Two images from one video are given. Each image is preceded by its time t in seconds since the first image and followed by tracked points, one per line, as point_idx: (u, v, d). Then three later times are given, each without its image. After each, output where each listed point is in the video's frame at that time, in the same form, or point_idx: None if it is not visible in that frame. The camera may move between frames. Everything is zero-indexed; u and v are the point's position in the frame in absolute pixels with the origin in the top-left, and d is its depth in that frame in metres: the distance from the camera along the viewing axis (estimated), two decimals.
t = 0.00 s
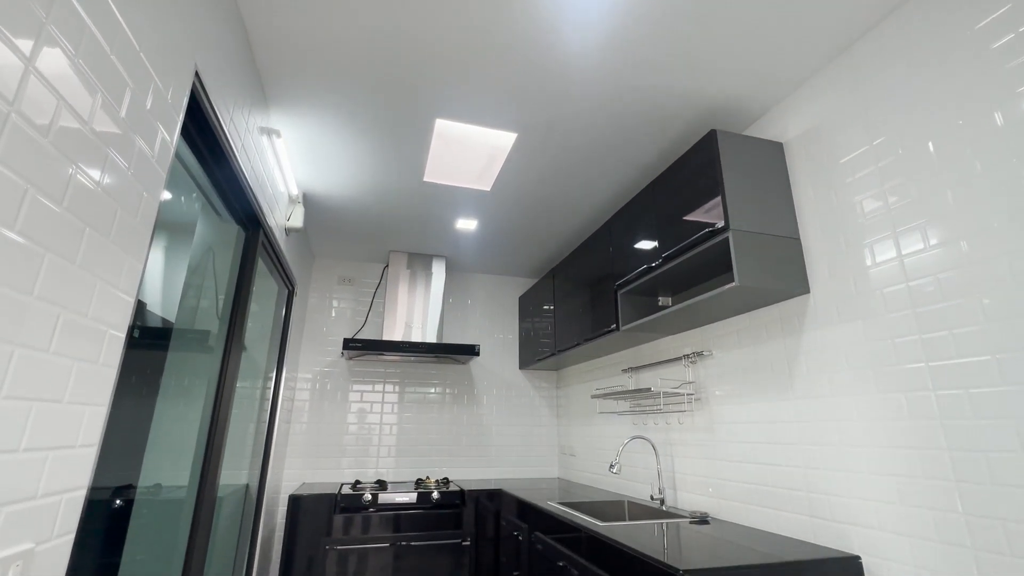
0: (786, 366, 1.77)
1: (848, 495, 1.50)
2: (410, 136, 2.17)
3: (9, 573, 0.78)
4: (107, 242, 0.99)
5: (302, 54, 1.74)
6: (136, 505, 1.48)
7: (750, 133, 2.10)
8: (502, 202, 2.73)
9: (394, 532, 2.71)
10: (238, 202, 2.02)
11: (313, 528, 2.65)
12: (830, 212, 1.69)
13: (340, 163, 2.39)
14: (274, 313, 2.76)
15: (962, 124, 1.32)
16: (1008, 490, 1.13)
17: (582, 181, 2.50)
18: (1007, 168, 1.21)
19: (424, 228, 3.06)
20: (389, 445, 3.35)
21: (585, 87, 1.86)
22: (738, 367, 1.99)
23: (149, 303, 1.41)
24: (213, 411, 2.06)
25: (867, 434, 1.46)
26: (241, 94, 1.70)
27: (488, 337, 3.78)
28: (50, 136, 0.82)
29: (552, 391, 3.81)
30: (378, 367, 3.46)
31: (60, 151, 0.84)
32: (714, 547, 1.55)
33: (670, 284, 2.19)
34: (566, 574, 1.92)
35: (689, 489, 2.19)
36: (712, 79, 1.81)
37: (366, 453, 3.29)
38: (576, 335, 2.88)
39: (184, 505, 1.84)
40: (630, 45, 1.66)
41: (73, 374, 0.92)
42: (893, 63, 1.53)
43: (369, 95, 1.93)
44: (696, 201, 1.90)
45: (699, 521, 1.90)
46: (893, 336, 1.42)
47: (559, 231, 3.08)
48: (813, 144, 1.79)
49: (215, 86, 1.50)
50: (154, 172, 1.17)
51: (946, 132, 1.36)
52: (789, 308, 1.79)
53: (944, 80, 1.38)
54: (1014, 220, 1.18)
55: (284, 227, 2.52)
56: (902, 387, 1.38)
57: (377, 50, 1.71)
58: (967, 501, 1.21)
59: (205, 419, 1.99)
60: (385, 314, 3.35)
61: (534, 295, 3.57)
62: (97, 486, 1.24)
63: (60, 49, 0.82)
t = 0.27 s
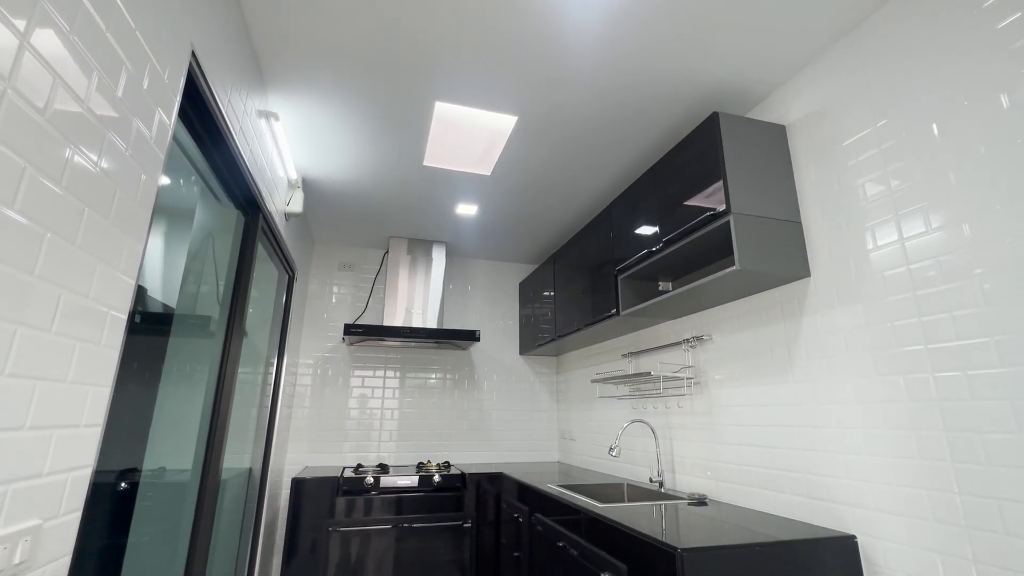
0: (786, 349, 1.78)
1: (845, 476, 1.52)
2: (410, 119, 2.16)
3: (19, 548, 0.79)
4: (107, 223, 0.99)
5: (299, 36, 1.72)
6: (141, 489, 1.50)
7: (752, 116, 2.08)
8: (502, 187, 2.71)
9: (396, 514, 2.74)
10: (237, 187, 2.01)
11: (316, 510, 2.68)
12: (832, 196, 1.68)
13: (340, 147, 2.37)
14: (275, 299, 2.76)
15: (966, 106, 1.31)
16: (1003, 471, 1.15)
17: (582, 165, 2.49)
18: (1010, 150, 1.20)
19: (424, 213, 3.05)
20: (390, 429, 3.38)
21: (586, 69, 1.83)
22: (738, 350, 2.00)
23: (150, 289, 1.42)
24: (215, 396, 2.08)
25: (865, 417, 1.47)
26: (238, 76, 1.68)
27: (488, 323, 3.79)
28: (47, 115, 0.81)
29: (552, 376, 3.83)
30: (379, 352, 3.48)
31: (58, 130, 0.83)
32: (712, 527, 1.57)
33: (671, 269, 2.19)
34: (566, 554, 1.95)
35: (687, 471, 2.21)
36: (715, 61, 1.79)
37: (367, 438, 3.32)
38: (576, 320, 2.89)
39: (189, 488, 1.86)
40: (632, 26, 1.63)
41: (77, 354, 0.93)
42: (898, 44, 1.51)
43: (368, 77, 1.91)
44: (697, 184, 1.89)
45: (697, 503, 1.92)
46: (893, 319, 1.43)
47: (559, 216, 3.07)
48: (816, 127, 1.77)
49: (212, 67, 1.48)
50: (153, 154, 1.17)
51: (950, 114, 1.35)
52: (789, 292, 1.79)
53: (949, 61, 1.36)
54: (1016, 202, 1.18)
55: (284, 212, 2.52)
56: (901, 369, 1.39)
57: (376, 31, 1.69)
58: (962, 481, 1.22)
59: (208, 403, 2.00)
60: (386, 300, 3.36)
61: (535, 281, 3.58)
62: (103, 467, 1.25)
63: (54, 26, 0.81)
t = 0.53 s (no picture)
0: (785, 334, 1.78)
1: (841, 458, 1.53)
2: (408, 103, 2.14)
3: (26, 526, 0.81)
4: (105, 206, 0.99)
5: (296, 17, 1.69)
6: (145, 473, 1.52)
7: (755, 100, 2.06)
8: (502, 173, 2.70)
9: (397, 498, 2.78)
10: (235, 172, 2.00)
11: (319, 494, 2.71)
12: (834, 180, 1.67)
13: (338, 132, 2.36)
14: (275, 285, 2.77)
15: (969, 89, 1.30)
16: (998, 453, 1.16)
17: (583, 150, 2.47)
18: (1014, 133, 1.19)
19: (424, 199, 3.04)
20: (391, 415, 3.40)
21: (586, 52, 1.81)
22: (738, 336, 2.01)
23: (150, 276, 1.42)
24: (217, 382, 2.09)
25: (863, 400, 1.48)
26: (235, 59, 1.66)
27: (488, 309, 3.80)
28: (42, 95, 0.80)
29: (552, 362, 3.85)
30: (380, 339, 3.49)
31: (54, 110, 0.83)
32: (710, 509, 1.59)
33: (671, 254, 2.19)
34: (566, 536, 1.97)
35: (686, 456, 2.23)
36: (717, 44, 1.77)
37: (369, 423, 3.35)
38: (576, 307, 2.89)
39: (193, 472, 1.89)
40: (633, 7, 1.61)
41: (78, 336, 0.93)
42: (903, 26, 1.48)
43: (366, 61, 1.89)
44: (698, 169, 1.88)
45: (695, 486, 1.94)
46: (892, 303, 1.43)
47: (560, 202, 3.06)
48: (819, 111, 1.75)
49: (208, 49, 1.46)
50: (150, 136, 1.16)
51: (954, 97, 1.33)
52: (789, 277, 1.79)
53: (954, 43, 1.34)
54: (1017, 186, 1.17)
55: (283, 198, 2.51)
56: (899, 353, 1.40)
57: (373, 13, 1.66)
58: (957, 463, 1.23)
59: (210, 389, 2.02)
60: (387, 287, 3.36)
61: (535, 268, 3.57)
62: (107, 449, 1.26)
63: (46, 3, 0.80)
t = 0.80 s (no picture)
0: (785, 317, 1.79)
1: (838, 439, 1.55)
2: (407, 85, 2.11)
3: (33, 502, 0.82)
4: (104, 186, 0.98)
5: None
6: (149, 456, 1.54)
7: (757, 81, 2.04)
8: (502, 156, 2.68)
9: (399, 480, 2.81)
10: (233, 154, 1.98)
11: (321, 476, 2.75)
12: (836, 162, 1.66)
13: (337, 115, 2.34)
14: (275, 269, 2.76)
15: (974, 68, 1.28)
16: (992, 432, 1.17)
17: (583, 133, 2.45)
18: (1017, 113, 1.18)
19: (424, 183, 3.02)
20: (392, 399, 3.43)
21: (587, 32, 1.79)
22: (737, 319, 2.01)
23: (150, 260, 1.43)
24: (218, 365, 2.10)
25: (861, 382, 1.49)
26: (231, 39, 1.64)
27: (488, 294, 3.81)
28: (37, 73, 0.80)
29: (552, 347, 3.87)
30: (380, 324, 3.50)
31: (50, 89, 0.83)
32: (708, 489, 1.61)
33: (671, 238, 2.18)
34: (566, 516, 2.00)
35: (684, 438, 2.26)
36: (719, 24, 1.74)
37: (370, 407, 3.37)
38: (576, 291, 2.90)
39: (197, 454, 1.91)
40: None
41: (79, 317, 0.93)
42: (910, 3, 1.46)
43: (364, 42, 1.87)
44: (699, 151, 1.86)
45: (693, 467, 1.96)
46: (892, 285, 1.43)
47: (560, 186, 3.04)
48: (822, 92, 1.74)
49: (204, 28, 1.44)
50: (146, 116, 1.15)
51: (958, 77, 1.32)
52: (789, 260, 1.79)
53: (960, 21, 1.32)
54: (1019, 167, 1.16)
55: (282, 181, 2.50)
56: (897, 335, 1.40)
57: None
58: (952, 443, 1.25)
59: (212, 372, 2.03)
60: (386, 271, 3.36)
61: (535, 253, 3.57)
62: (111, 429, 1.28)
63: None
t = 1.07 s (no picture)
0: (784, 301, 1.79)
1: (835, 422, 1.56)
2: (405, 68, 2.09)
3: (38, 481, 0.83)
4: (100, 167, 0.98)
5: None
6: (152, 440, 1.55)
7: (760, 63, 2.01)
8: (502, 140, 2.66)
9: (400, 463, 2.84)
10: (231, 138, 1.97)
11: (323, 460, 2.78)
12: (838, 145, 1.64)
13: (335, 98, 2.31)
14: (275, 255, 2.76)
15: (980, 49, 1.26)
16: (988, 415, 1.18)
17: (583, 116, 2.43)
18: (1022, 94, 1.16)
19: (423, 168, 3.00)
20: (393, 385, 3.45)
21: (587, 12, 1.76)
22: (736, 304, 2.01)
23: (149, 245, 1.42)
24: (220, 351, 2.11)
25: (859, 366, 1.50)
26: (226, 19, 1.62)
27: (488, 280, 3.81)
28: (29, 51, 0.79)
29: (552, 333, 3.88)
30: (380, 310, 3.51)
31: (44, 68, 0.82)
32: (705, 471, 1.63)
33: (672, 222, 2.18)
34: (564, 498, 2.04)
35: (683, 422, 2.27)
36: (722, 4, 1.71)
37: (371, 393, 3.40)
38: (575, 277, 2.90)
39: (199, 437, 1.93)
40: None
41: (79, 298, 0.93)
42: None
43: (362, 23, 1.84)
44: (701, 135, 1.84)
45: (691, 451, 1.98)
46: (892, 269, 1.43)
47: (560, 171, 3.02)
48: (826, 73, 1.71)
49: (198, 9, 1.42)
50: (142, 97, 1.13)
51: (963, 58, 1.30)
52: (789, 245, 1.78)
53: None
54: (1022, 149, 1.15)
55: (281, 166, 2.49)
56: (896, 319, 1.40)
57: None
58: (948, 426, 1.26)
59: (213, 357, 2.04)
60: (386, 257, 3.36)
61: (535, 239, 3.56)
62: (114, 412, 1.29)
63: None
